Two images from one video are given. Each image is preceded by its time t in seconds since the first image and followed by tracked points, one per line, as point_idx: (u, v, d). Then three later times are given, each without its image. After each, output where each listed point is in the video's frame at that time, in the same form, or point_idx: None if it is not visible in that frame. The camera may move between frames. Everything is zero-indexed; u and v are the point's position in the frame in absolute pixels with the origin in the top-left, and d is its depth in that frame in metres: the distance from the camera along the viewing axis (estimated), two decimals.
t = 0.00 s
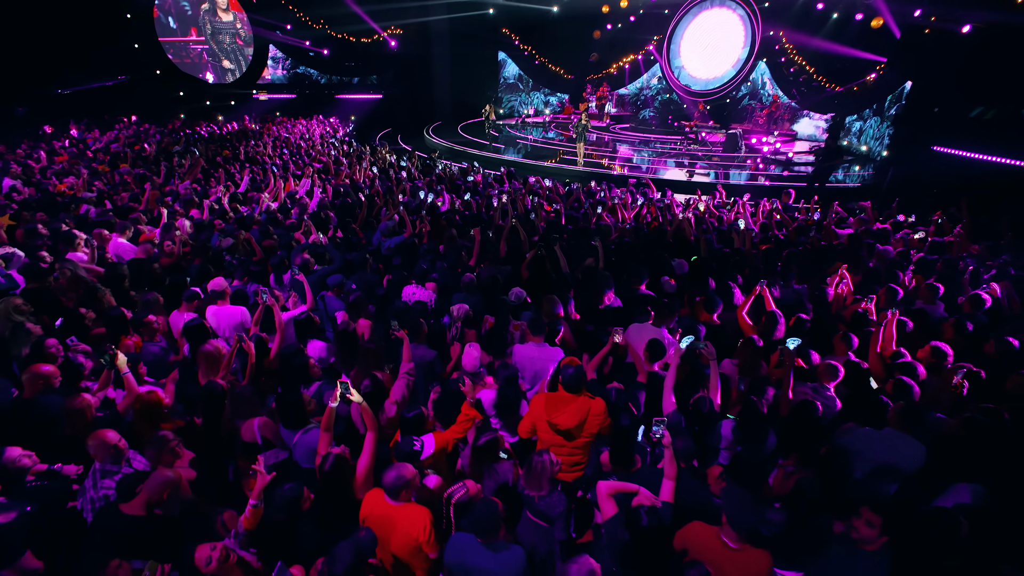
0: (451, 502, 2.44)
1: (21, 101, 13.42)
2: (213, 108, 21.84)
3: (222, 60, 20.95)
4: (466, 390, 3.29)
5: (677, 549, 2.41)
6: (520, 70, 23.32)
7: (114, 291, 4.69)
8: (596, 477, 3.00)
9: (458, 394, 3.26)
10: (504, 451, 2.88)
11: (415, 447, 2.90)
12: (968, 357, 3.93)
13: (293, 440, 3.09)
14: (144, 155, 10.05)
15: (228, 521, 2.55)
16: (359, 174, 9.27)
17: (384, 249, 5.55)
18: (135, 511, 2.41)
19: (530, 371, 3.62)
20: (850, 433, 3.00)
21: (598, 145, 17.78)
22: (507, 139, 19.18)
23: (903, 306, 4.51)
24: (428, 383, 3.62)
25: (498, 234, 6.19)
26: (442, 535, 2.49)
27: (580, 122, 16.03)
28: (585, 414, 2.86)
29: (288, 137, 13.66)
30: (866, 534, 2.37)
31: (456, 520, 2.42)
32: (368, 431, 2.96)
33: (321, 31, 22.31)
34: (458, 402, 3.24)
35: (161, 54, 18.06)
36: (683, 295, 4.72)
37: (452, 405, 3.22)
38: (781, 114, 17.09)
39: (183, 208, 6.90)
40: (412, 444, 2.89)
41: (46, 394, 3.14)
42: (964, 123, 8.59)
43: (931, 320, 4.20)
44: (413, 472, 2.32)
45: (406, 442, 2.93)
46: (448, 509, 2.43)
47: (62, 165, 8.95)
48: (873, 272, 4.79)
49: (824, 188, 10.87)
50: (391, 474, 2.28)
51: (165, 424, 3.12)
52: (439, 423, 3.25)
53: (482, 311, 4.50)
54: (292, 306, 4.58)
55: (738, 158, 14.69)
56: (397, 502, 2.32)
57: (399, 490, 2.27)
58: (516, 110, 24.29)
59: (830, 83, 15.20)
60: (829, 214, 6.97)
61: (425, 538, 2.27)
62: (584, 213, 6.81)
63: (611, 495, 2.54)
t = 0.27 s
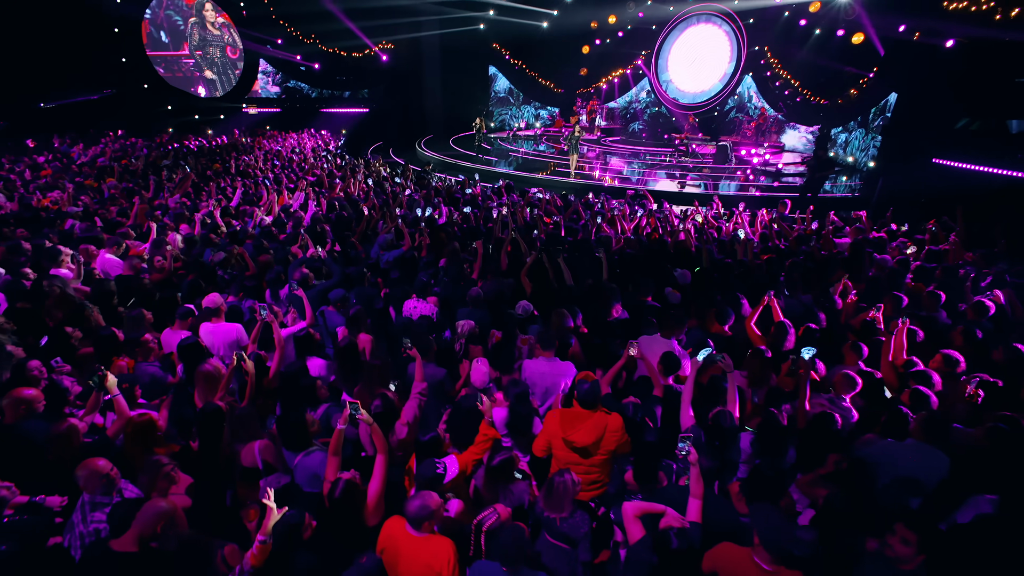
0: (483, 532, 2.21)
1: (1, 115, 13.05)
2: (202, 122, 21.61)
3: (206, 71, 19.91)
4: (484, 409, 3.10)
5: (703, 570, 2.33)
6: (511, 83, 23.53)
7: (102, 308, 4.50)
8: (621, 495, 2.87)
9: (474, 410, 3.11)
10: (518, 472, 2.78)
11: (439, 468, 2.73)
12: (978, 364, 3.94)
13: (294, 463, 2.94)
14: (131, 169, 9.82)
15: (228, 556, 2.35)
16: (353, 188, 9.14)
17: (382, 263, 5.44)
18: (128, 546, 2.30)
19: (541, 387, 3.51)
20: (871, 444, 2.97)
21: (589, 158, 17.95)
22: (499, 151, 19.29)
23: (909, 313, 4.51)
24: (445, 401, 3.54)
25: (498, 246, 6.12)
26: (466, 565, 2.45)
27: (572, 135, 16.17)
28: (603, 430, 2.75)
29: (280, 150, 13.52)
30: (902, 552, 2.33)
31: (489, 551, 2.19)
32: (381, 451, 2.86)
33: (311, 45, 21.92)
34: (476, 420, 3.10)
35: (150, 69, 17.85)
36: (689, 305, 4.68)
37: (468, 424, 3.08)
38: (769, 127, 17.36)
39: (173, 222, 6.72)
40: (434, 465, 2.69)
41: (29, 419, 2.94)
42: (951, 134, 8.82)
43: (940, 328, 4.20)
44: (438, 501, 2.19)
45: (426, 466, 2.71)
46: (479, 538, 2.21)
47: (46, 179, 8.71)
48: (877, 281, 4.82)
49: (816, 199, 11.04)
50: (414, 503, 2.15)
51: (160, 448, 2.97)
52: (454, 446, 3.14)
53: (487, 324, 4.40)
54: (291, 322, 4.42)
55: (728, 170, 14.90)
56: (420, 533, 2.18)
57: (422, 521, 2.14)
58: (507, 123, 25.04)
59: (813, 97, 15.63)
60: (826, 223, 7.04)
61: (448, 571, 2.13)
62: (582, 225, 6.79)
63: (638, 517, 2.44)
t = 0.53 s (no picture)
0: (515, 556, 2.27)
1: None
2: (188, 135, 21.34)
3: (191, 82, 19.76)
4: (499, 424, 3.10)
5: None
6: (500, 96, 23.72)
7: (89, 326, 4.30)
8: (645, 511, 2.79)
9: (488, 426, 3.03)
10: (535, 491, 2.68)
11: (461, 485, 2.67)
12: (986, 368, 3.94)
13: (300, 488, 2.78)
14: (116, 182, 9.58)
15: None
16: (347, 200, 9.02)
17: (381, 275, 5.34)
18: None
19: (553, 401, 3.42)
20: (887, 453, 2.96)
21: (580, 169, 18.08)
22: (490, 163, 19.37)
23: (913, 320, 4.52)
24: (457, 420, 3.42)
25: (498, 258, 6.05)
26: None
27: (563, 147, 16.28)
28: (622, 444, 2.65)
29: (269, 163, 13.37)
30: (937, 566, 2.27)
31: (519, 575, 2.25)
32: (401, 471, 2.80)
33: (305, 58, 23.37)
34: (491, 436, 3.03)
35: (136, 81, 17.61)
36: (695, 315, 4.65)
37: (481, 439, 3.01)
38: (756, 137, 17.73)
39: (162, 235, 6.54)
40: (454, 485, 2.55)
41: (12, 447, 2.77)
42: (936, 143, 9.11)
43: (945, 334, 4.22)
44: (462, 528, 2.10)
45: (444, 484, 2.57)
46: (510, 562, 2.27)
47: (26, 194, 8.44)
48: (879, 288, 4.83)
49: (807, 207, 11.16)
50: (439, 530, 2.05)
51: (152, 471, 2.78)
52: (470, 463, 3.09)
53: (492, 337, 4.32)
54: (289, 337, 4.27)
55: (717, 180, 15.12)
56: (443, 561, 2.07)
57: (447, 550, 2.04)
58: (498, 135, 25.03)
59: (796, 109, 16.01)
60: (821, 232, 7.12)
61: None
62: (581, 236, 6.77)
63: (666, 536, 2.32)
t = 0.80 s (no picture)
0: (539, 570, 2.16)
1: None
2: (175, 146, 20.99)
3: (184, 95, 20.09)
4: (515, 438, 3.08)
5: None
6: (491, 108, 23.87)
7: (77, 342, 4.09)
8: (666, 523, 2.73)
9: (504, 438, 3.01)
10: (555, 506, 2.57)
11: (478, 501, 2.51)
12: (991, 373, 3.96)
13: (309, 508, 2.67)
14: (103, 194, 9.33)
15: None
16: (341, 211, 8.89)
17: (381, 286, 5.24)
18: None
19: (566, 412, 3.38)
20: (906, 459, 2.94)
21: (572, 180, 18.16)
22: (482, 174, 19.38)
23: (916, 325, 4.54)
24: (465, 435, 3.31)
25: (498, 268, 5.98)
26: None
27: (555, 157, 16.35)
28: (645, 457, 2.59)
29: (260, 174, 13.17)
30: (972, 573, 2.22)
31: None
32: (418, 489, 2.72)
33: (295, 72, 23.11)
34: (506, 449, 2.99)
35: (121, 92, 17.35)
36: (700, 322, 4.63)
37: (494, 452, 2.96)
38: (744, 147, 17.73)
39: (151, 248, 6.35)
40: (475, 504, 2.47)
41: None
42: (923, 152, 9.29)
43: (949, 338, 4.25)
44: (486, 548, 2.04)
45: (461, 501, 2.51)
46: None
47: (7, 206, 8.15)
48: (882, 293, 4.86)
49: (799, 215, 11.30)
50: (463, 550, 2.00)
51: (150, 494, 2.61)
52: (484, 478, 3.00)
53: (498, 348, 4.22)
54: (290, 351, 4.14)
55: (707, 189, 15.30)
56: None
57: (471, 571, 1.98)
58: (489, 146, 24.15)
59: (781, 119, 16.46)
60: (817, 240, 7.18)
61: None
62: (581, 245, 6.72)
63: (697, 552, 2.25)
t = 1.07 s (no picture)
0: None
1: None
2: (161, 158, 20.64)
3: (178, 103, 20.27)
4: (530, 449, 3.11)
5: None
6: (481, 119, 24.02)
7: (66, 358, 3.92)
8: (687, 532, 2.69)
9: (519, 450, 2.85)
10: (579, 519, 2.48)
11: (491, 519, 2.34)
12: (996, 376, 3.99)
13: (321, 529, 2.54)
14: (86, 205, 9.05)
15: None
16: (336, 221, 8.74)
17: (382, 296, 5.14)
18: None
19: (581, 422, 3.36)
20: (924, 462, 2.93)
21: (564, 189, 18.28)
22: (473, 184, 19.39)
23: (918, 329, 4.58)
24: (473, 448, 3.17)
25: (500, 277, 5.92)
26: None
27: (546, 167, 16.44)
28: (670, 469, 2.56)
29: (249, 184, 12.92)
30: None
31: None
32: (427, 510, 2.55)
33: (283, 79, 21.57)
34: (522, 460, 2.84)
35: (104, 102, 17.02)
36: (707, 329, 4.63)
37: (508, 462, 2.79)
38: (732, 157, 18.13)
39: (141, 260, 6.17)
40: (489, 519, 2.32)
41: None
42: (909, 161, 9.58)
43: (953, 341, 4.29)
44: (508, 564, 1.95)
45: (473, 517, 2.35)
46: None
47: None
48: (884, 298, 4.90)
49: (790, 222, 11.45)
50: (484, 567, 1.91)
51: (148, 518, 2.42)
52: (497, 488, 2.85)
53: (505, 358, 4.11)
54: (294, 364, 4.02)
55: (698, 198, 15.46)
56: None
57: None
58: (479, 157, 24.53)
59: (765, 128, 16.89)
60: (814, 246, 7.23)
61: None
62: (581, 253, 6.70)
63: (729, 565, 2.19)
